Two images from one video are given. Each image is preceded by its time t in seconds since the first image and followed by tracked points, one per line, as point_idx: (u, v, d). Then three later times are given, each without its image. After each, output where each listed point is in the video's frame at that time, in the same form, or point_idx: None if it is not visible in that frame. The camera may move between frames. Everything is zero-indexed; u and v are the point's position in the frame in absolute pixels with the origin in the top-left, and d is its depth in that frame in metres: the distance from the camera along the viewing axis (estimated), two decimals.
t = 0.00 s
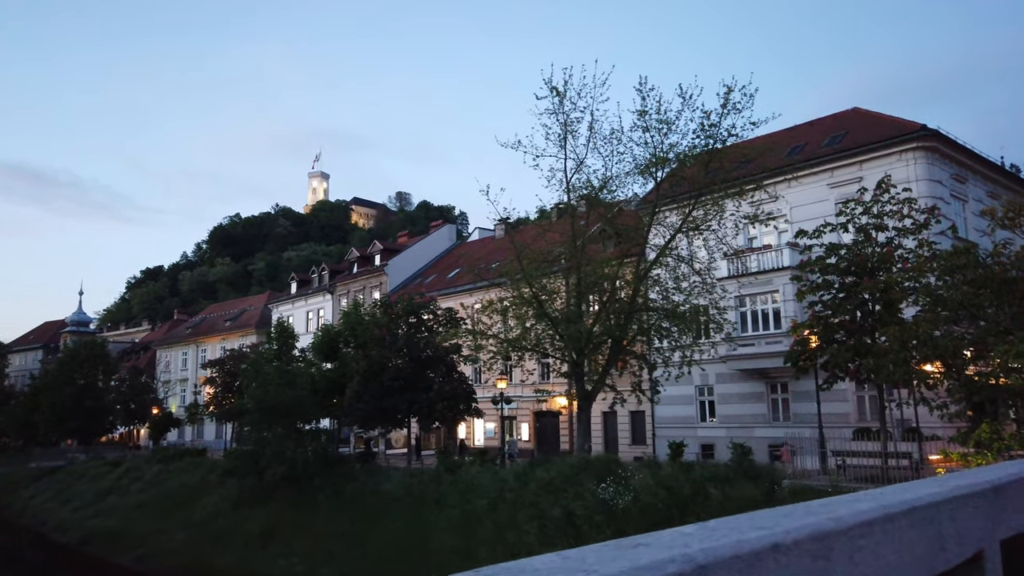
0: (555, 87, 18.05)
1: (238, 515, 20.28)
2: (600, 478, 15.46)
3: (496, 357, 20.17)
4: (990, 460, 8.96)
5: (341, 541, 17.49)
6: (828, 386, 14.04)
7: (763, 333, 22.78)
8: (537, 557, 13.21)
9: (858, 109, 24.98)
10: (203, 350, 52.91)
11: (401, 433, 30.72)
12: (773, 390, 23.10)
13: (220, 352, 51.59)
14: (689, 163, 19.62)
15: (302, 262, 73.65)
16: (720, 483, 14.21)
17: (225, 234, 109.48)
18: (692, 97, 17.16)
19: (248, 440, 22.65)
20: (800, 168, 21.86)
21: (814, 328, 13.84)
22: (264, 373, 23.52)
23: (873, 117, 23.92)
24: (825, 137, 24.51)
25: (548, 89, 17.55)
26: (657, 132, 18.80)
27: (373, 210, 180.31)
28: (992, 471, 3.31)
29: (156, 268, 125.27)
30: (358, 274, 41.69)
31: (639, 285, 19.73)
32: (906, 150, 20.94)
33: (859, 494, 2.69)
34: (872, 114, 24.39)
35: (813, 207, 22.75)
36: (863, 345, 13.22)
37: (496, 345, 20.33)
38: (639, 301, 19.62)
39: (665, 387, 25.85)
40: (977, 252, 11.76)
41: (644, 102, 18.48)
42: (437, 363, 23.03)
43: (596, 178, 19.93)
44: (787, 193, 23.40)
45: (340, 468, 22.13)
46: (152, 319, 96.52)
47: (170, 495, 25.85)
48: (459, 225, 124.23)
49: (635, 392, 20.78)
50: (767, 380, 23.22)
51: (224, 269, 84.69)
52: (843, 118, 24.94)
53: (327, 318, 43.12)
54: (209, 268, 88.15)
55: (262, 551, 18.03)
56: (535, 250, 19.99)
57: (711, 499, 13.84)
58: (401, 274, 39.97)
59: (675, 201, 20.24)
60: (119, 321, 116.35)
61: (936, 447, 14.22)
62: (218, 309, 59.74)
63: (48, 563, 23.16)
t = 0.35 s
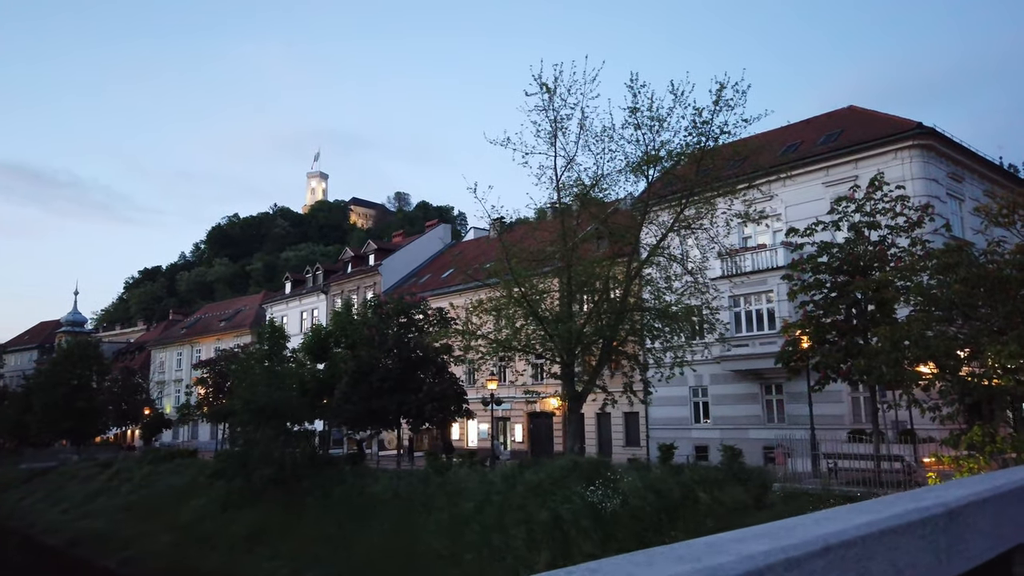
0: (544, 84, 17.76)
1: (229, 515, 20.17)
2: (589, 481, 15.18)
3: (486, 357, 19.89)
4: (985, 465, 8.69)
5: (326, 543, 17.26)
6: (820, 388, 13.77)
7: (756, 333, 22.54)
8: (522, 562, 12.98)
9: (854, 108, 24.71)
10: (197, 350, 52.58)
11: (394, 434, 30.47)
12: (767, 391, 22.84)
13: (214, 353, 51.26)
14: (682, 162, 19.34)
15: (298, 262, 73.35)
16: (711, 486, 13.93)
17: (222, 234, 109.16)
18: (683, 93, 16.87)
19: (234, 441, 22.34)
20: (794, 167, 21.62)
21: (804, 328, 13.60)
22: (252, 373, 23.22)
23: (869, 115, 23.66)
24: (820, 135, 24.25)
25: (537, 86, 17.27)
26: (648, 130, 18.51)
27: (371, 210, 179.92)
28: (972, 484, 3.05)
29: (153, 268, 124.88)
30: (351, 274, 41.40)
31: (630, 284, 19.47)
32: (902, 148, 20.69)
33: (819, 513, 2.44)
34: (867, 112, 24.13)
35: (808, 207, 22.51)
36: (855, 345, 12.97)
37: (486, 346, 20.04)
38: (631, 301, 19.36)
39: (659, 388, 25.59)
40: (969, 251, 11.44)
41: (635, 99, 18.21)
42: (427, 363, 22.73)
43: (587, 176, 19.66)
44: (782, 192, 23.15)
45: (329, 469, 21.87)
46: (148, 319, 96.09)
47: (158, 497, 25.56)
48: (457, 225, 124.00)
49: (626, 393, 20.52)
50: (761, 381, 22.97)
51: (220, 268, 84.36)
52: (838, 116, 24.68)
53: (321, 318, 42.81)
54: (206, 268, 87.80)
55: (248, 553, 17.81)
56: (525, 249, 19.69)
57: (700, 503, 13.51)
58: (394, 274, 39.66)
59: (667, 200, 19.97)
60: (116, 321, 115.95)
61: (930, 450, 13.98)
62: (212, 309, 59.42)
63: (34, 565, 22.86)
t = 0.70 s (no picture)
0: (534, 79, 17.55)
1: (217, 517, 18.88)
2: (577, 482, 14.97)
3: (475, 356, 19.64)
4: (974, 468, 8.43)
5: (312, 545, 16.69)
6: (811, 387, 13.55)
7: (750, 332, 22.34)
8: (508, 565, 12.71)
9: (849, 105, 24.47)
10: (192, 350, 52.32)
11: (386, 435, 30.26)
12: (761, 391, 22.61)
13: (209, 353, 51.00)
14: (674, 157, 19.05)
15: (294, 261, 73.13)
16: (700, 487, 13.71)
17: (220, 233, 108.91)
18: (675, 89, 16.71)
19: (222, 442, 22.07)
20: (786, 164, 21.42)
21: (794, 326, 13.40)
22: (241, 372, 22.98)
23: (864, 111, 23.44)
24: (815, 132, 24.03)
25: (527, 81, 17.07)
26: (640, 125, 18.27)
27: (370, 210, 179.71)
28: (965, 484, 2.86)
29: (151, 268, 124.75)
30: (345, 273, 41.20)
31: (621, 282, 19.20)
32: (897, 144, 20.49)
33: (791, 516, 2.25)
34: (863, 109, 23.92)
35: (802, 204, 22.28)
36: (846, 344, 12.75)
37: (475, 344, 19.79)
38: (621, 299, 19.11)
39: (652, 388, 25.40)
40: (962, 247, 11.15)
41: (626, 95, 18.01)
42: (418, 362, 22.49)
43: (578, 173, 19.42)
44: (776, 190, 22.93)
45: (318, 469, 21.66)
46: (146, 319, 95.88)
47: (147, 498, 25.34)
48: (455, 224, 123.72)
49: (618, 393, 20.30)
50: (755, 380, 22.75)
51: (217, 269, 84.08)
52: (833, 113, 24.47)
53: (315, 318, 42.57)
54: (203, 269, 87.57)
55: (233, 556, 16.64)
56: (514, 247, 19.39)
57: (688, 505, 13.29)
58: (388, 273, 39.44)
59: (659, 197, 19.72)
60: (113, 321, 115.80)
61: (922, 450, 13.74)
62: (208, 309, 59.22)
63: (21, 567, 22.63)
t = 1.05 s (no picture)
0: (525, 74, 17.30)
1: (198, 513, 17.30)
2: (566, 484, 14.71)
3: (465, 356, 19.38)
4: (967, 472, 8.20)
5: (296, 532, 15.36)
6: (803, 387, 13.32)
7: (744, 332, 22.13)
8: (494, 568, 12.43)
9: (845, 103, 24.25)
10: (187, 350, 52.03)
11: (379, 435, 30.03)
12: (757, 391, 22.36)
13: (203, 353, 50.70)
14: (667, 154, 18.80)
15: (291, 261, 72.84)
16: (690, 489, 13.47)
17: (218, 233, 108.66)
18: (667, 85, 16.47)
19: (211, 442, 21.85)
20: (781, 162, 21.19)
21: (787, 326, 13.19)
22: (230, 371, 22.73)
23: (860, 109, 23.22)
24: (810, 130, 23.81)
25: (517, 76, 16.83)
26: (631, 122, 18.02)
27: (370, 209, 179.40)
28: (930, 503, 2.65)
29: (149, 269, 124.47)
30: (340, 272, 40.95)
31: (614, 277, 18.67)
32: (893, 143, 20.26)
33: (716, 539, 2.08)
34: (858, 107, 23.70)
35: (797, 203, 22.04)
36: (838, 343, 12.52)
37: (465, 344, 19.53)
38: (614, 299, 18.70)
39: (647, 388, 25.16)
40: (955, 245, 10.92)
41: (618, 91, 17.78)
42: (408, 362, 22.22)
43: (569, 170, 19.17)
44: (770, 189, 22.69)
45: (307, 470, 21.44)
46: (143, 320, 95.56)
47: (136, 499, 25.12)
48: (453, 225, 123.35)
49: (610, 393, 20.07)
50: (750, 381, 22.51)
51: (214, 269, 83.76)
52: (828, 111, 24.25)
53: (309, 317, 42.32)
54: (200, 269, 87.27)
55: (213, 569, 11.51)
56: (504, 246, 19.10)
57: (677, 508, 13.04)
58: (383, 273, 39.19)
59: (651, 195, 19.46)
60: (110, 321, 115.50)
61: (915, 452, 13.59)
62: (203, 308, 58.96)
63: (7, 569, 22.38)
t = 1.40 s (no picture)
0: (513, 69, 17.02)
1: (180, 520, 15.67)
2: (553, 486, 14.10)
3: (454, 355, 19.09)
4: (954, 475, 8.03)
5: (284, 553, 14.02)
6: (794, 387, 13.04)
7: (737, 332, 21.92)
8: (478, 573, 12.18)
9: (840, 100, 23.99)
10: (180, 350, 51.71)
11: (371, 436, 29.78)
12: (750, 391, 22.09)
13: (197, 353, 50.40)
14: (658, 150, 18.49)
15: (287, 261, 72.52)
16: (678, 492, 13.16)
17: (215, 233, 108.33)
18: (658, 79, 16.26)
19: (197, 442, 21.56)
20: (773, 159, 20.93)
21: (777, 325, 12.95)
22: (217, 370, 22.47)
23: (855, 106, 22.96)
24: (805, 127, 23.54)
25: (505, 71, 16.58)
26: (622, 118, 17.74)
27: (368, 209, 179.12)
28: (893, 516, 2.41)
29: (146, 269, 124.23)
30: (333, 272, 40.68)
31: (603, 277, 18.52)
32: (888, 139, 20.00)
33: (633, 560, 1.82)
34: (854, 104, 23.42)
35: (790, 201, 21.78)
36: (829, 342, 12.27)
37: (453, 343, 19.24)
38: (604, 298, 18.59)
39: (640, 388, 24.91)
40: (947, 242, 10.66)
41: (608, 86, 17.50)
42: (397, 361, 21.96)
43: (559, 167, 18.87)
44: (764, 187, 22.40)
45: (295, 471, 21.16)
46: (139, 320, 95.14)
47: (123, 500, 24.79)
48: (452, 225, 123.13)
49: (600, 393, 19.81)
50: (743, 381, 22.24)
51: (211, 269, 83.34)
52: (823, 108, 23.98)
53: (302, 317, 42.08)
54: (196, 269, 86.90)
55: (204, 561, 15.15)
56: (493, 243, 18.79)
57: (665, 511, 12.69)
58: (377, 272, 38.93)
59: (644, 193, 19.17)
60: (106, 321, 115.11)
61: (906, 453, 13.39)
62: (198, 308, 58.63)
63: None
